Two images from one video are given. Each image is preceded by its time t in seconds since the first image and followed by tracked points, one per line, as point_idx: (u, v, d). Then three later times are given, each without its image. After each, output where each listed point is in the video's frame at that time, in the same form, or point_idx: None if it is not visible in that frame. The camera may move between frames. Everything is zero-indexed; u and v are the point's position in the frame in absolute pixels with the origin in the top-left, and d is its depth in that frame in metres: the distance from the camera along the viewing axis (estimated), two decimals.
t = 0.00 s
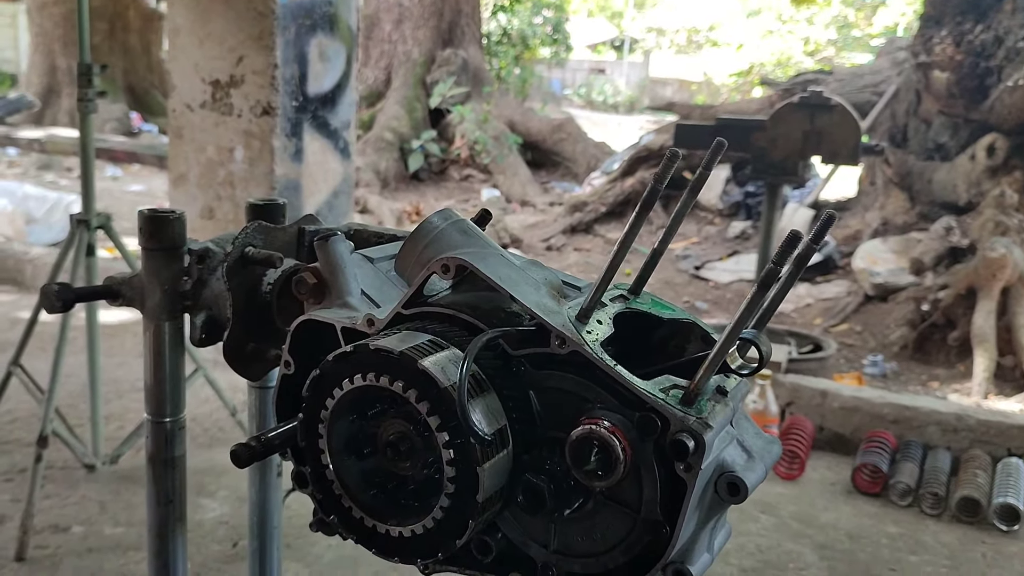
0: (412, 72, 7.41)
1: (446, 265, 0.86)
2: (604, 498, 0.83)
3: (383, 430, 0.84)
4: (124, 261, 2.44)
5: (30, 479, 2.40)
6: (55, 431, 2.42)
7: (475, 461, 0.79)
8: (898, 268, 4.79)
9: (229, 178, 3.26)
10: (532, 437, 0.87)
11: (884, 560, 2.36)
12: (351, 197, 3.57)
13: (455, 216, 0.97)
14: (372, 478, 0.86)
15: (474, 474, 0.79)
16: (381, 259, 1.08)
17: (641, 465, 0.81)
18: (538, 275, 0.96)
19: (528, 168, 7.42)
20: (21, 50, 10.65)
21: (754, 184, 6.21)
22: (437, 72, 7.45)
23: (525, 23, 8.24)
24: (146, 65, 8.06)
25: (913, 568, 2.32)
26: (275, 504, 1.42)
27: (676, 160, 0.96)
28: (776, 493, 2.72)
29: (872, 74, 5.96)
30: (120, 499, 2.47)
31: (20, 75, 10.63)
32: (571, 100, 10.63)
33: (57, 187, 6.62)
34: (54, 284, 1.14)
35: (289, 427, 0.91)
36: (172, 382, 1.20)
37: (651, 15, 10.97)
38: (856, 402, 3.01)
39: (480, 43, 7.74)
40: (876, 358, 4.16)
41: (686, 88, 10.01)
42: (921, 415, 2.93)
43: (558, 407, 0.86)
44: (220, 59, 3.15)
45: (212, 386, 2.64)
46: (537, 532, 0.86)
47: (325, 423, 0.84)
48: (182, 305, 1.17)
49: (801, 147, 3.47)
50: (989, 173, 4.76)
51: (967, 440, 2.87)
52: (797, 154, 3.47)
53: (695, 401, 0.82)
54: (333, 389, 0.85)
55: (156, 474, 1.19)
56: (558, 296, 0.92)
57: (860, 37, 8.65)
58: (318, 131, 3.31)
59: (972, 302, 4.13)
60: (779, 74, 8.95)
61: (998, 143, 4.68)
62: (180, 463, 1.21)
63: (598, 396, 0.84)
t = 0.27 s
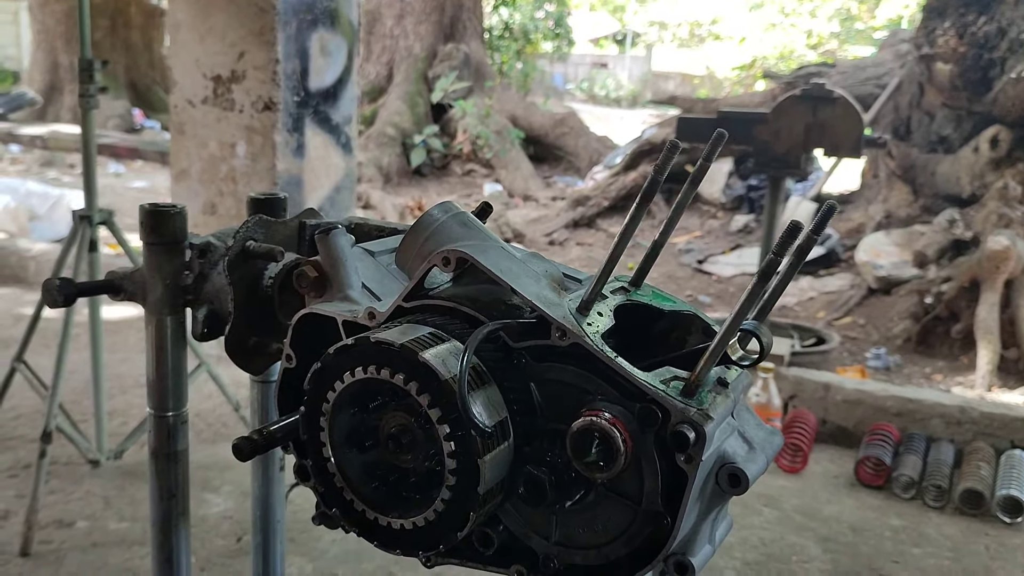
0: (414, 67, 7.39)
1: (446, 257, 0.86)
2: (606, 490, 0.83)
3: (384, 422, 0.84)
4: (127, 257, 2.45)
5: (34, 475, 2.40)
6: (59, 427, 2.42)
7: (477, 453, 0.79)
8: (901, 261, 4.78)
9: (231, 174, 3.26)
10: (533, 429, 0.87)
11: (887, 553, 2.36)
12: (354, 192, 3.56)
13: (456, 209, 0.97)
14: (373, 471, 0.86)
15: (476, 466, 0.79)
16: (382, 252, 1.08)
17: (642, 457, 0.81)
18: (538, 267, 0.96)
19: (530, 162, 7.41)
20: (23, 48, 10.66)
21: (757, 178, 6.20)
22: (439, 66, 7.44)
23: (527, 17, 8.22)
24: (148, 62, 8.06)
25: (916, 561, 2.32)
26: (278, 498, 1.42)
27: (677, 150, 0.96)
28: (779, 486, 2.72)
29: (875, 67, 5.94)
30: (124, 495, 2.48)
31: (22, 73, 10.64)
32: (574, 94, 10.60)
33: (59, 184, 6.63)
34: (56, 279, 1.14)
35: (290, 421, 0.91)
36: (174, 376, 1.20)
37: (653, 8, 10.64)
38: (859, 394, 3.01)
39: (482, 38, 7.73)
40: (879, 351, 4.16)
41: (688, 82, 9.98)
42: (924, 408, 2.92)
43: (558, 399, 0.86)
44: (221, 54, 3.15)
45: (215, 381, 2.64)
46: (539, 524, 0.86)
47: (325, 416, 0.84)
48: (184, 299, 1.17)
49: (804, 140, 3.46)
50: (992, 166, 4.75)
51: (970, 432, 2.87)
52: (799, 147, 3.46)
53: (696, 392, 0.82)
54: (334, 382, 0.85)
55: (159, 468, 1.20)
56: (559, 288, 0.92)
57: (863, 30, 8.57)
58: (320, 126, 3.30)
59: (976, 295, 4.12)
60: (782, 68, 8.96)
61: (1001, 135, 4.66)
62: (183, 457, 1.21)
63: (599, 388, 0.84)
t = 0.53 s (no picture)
0: (415, 61, 7.39)
1: (448, 248, 0.86)
2: (608, 479, 0.84)
3: (386, 412, 0.84)
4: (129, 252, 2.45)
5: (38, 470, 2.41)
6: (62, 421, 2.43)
7: (479, 442, 0.79)
8: (903, 254, 4.77)
9: (233, 169, 3.26)
10: (535, 420, 0.87)
11: (889, 545, 2.36)
12: (356, 187, 3.52)
13: (456, 200, 0.97)
14: (375, 461, 0.86)
15: (478, 456, 0.79)
16: (384, 244, 1.08)
17: (644, 446, 0.82)
18: (539, 258, 0.96)
19: (532, 157, 7.40)
20: (24, 44, 10.67)
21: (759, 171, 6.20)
22: (440, 61, 7.44)
23: (528, 12, 8.21)
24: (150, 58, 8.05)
25: (919, 552, 2.33)
26: (281, 490, 1.43)
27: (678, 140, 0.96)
28: (782, 478, 2.72)
29: (877, 59, 5.93)
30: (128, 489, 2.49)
31: (24, 69, 10.65)
32: (575, 88, 10.59)
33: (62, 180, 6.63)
34: (58, 272, 1.15)
35: (293, 412, 0.91)
36: (177, 369, 1.21)
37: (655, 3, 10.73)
38: (861, 387, 3.01)
39: (483, 32, 7.73)
40: (882, 344, 4.15)
41: (690, 76, 9.97)
42: (927, 399, 2.92)
43: (560, 390, 0.86)
44: (222, 49, 3.15)
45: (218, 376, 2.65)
46: (542, 513, 0.86)
47: (328, 406, 0.84)
48: (186, 292, 1.17)
49: (805, 132, 3.46)
50: (995, 158, 4.74)
51: (973, 424, 2.87)
52: (801, 140, 3.45)
53: (698, 381, 0.83)
54: (336, 373, 0.86)
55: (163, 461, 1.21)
56: (560, 279, 0.92)
57: (865, 23, 8.53)
58: (322, 121, 3.28)
59: (978, 287, 4.12)
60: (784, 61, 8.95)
61: (1003, 127, 4.66)
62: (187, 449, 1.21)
63: (601, 378, 0.84)
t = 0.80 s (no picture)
0: (416, 56, 7.38)
1: (446, 238, 0.86)
2: (606, 468, 0.84)
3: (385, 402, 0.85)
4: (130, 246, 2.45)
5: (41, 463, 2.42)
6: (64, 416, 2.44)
7: (478, 431, 0.79)
8: (906, 246, 4.76)
9: (234, 163, 3.27)
10: (534, 409, 0.87)
11: (891, 536, 2.36)
12: (356, 181, 3.52)
13: (455, 190, 0.97)
14: (375, 451, 0.86)
15: (477, 445, 0.79)
16: (383, 235, 1.09)
17: (643, 434, 0.82)
18: (538, 248, 0.96)
19: (534, 151, 7.39)
20: (26, 41, 10.67)
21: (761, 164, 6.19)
22: (441, 55, 7.43)
23: (529, 6, 8.19)
24: (150, 53, 8.04)
25: (920, 544, 2.33)
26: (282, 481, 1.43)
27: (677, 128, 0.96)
28: (784, 470, 2.72)
29: (879, 52, 5.91)
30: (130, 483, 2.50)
31: (26, 66, 10.66)
32: (577, 83, 10.56)
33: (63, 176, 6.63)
34: (58, 264, 1.15)
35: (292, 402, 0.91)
36: (178, 361, 1.22)
37: None
38: (863, 379, 3.01)
39: (484, 27, 7.72)
40: (884, 336, 4.15)
41: (692, 70, 9.94)
42: (929, 391, 2.93)
43: (559, 379, 0.86)
44: (223, 43, 3.15)
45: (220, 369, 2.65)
46: (541, 503, 0.87)
47: (327, 396, 0.85)
48: (186, 284, 1.17)
49: (807, 125, 3.45)
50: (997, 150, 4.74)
51: (975, 416, 2.87)
52: (803, 132, 3.44)
53: (696, 370, 0.83)
54: (335, 362, 0.86)
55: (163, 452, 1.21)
56: (559, 269, 0.93)
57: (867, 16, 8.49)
58: (322, 115, 3.27)
59: (980, 280, 4.11)
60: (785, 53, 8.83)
61: (1006, 119, 4.66)
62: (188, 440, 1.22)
63: (600, 367, 0.84)
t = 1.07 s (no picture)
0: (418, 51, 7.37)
1: (449, 233, 0.87)
2: (609, 461, 0.84)
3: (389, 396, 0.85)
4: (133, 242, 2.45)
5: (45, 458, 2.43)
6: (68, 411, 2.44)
7: (481, 425, 0.79)
8: (908, 240, 4.76)
9: (236, 159, 3.28)
10: (537, 403, 0.87)
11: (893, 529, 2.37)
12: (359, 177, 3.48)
13: (457, 184, 0.97)
14: (378, 445, 0.87)
15: (480, 439, 0.80)
16: (385, 231, 1.09)
17: (646, 427, 0.82)
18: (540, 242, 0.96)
19: (535, 146, 7.39)
20: (28, 38, 10.69)
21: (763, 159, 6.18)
22: (443, 51, 7.44)
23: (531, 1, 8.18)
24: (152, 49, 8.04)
25: (922, 537, 2.34)
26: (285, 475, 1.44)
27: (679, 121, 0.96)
28: (786, 464, 2.72)
29: (881, 45, 5.90)
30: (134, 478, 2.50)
31: (28, 62, 10.67)
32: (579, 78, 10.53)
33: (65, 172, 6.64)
34: (61, 259, 1.15)
35: (296, 396, 0.92)
36: (181, 356, 1.22)
37: None
38: (865, 373, 3.01)
39: (486, 22, 7.72)
40: (887, 331, 4.14)
41: (694, 65, 9.91)
42: (931, 385, 2.93)
43: (562, 372, 0.86)
44: (225, 39, 3.15)
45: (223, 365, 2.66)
46: (544, 496, 0.87)
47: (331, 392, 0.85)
48: (189, 280, 1.18)
49: (809, 119, 3.45)
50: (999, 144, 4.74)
51: (977, 410, 2.87)
52: (805, 126, 3.44)
53: (699, 363, 0.83)
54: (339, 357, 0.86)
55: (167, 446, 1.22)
56: (561, 263, 0.93)
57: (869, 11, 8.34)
58: (324, 111, 3.24)
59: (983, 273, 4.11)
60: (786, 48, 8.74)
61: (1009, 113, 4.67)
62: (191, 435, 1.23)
63: (602, 361, 0.84)
